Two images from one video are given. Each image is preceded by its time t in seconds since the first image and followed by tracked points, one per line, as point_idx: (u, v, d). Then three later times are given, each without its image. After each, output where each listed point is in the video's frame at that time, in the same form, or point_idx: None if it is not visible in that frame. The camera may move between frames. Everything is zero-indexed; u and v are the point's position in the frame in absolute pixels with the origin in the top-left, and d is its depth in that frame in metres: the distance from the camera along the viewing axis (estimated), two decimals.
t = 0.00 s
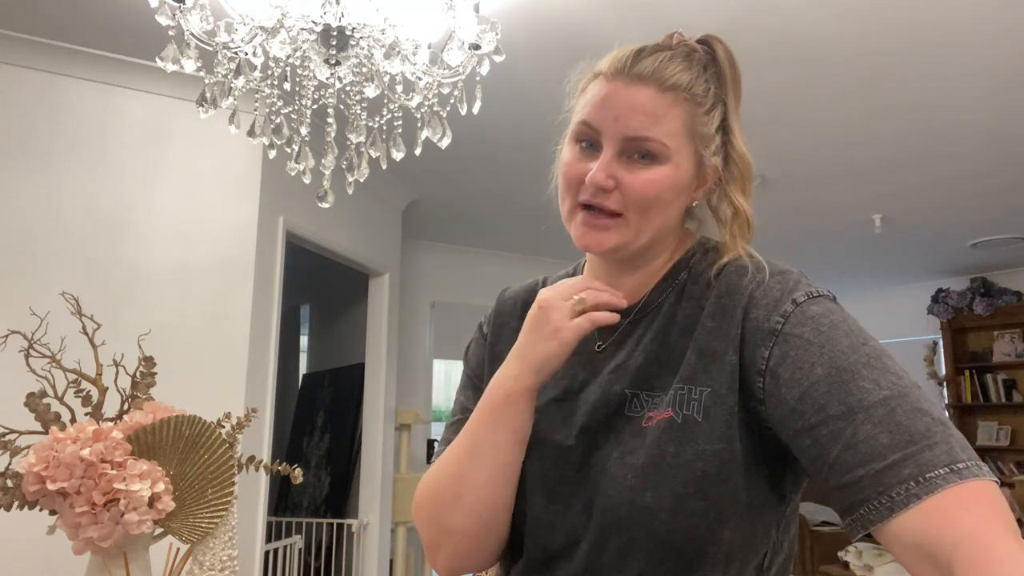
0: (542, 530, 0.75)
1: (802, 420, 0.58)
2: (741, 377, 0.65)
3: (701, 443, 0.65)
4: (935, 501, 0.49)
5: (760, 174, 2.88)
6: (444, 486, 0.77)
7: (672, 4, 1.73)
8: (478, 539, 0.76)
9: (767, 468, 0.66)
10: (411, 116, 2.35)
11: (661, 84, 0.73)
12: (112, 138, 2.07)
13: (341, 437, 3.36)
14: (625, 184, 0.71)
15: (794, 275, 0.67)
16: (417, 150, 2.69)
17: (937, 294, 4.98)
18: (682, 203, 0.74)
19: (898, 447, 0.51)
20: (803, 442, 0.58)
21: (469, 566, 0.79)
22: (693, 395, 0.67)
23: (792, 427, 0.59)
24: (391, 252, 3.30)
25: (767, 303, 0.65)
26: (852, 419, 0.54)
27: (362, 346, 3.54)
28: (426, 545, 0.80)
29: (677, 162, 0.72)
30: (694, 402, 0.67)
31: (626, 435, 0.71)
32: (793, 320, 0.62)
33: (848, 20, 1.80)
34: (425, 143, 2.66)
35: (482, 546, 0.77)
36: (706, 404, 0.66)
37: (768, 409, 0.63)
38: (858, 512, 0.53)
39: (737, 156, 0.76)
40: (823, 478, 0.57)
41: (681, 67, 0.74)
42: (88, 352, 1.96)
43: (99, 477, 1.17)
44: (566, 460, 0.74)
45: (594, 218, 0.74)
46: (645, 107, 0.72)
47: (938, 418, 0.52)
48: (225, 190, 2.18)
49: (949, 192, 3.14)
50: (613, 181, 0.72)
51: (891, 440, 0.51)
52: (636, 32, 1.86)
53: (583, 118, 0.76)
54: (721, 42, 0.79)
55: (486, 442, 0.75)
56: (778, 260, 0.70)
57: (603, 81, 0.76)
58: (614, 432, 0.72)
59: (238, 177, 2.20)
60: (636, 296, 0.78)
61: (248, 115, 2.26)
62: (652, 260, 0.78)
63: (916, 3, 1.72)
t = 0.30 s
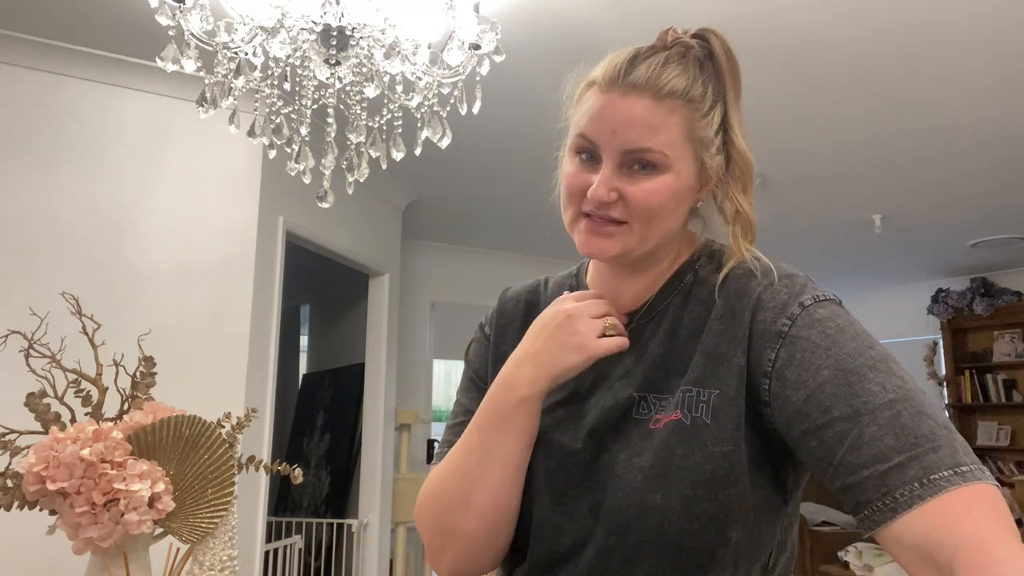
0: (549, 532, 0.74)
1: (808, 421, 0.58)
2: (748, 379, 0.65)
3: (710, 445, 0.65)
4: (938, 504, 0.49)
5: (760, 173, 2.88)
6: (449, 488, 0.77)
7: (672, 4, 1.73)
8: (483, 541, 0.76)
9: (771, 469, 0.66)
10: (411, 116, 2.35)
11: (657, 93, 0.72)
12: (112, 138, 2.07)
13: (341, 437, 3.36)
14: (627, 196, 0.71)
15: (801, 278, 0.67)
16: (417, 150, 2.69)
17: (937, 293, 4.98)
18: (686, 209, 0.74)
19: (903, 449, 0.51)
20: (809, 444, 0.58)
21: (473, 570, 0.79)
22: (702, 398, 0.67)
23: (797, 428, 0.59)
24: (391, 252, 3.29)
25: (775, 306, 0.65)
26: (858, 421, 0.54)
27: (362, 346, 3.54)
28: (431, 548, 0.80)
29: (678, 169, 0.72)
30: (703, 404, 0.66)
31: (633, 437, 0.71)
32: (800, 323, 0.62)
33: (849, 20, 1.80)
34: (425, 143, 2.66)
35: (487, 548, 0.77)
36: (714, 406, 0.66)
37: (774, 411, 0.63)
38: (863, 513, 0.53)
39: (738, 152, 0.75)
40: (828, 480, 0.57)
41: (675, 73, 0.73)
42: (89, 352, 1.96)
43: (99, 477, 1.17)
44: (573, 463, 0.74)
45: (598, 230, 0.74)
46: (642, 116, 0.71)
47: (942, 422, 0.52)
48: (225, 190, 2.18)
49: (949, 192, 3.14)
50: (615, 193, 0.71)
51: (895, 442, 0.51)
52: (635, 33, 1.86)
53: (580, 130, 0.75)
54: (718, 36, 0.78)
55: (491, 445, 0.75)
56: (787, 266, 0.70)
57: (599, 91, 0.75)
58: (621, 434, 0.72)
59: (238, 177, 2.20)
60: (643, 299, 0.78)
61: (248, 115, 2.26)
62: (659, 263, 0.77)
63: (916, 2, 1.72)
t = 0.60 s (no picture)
0: (552, 533, 0.74)
1: (808, 422, 0.58)
2: (749, 379, 0.65)
3: (711, 445, 0.65)
4: (938, 504, 0.49)
5: (760, 173, 2.88)
6: (450, 481, 0.77)
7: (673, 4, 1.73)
8: (483, 539, 0.76)
9: (773, 469, 0.66)
10: (411, 115, 2.35)
11: (659, 92, 0.72)
12: (112, 138, 2.08)
13: (341, 437, 3.36)
14: (628, 196, 0.71)
15: (802, 278, 0.67)
16: (417, 150, 2.69)
17: (937, 293, 4.98)
18: (685, 211, 0.74)
19: (903, 449, 0.51)
20: (809, 445, 0.58)
21: (475, 569, 0.79)
22: (703, 398, 0.67)
23: (798, 429, 0.59)
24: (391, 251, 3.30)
25: (776, 307, 0.65)
26: (858, 421, 0.54)
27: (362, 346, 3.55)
28: (431, 543, 0.80)
29: (679, 170, 0.72)
30: (704, 405, 0.66)
31: (634, 438, 0.71)
32: (801, 323, 0.62)
33: (848, 20, 1.80)
34: (425, 143, 2.66)
35: (488, 546, 0.77)
36: (716, 407, 0.66)
37: (775, 412, 0.63)
38: (864, 514, 0.53)
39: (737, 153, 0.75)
40: (829, 481, 0.57)
41: (678, 72, 0.74)
42: (88, 352, 1.96)
43: (99, 477, 1.17)
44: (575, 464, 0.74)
45: (596, 228, 0.74)
46: (645, 116, 0.71)
47: (943, 423, 0.52)
48: (225, 190, 2.18)
49: (949, 192, 3.14)
50: (615, 192, 0.71)
51: (896, 442, 0.51)
52: (635, 33, 1.87)
53: (583, 128, 0.75)
54: (721, 42, 0.79)
55: (491, 433, 0.75)
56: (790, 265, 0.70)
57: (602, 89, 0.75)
58: (622, 435, 0.72)
59: (238, 177, 2.20)
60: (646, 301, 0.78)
61: (248, 115, 2.26)
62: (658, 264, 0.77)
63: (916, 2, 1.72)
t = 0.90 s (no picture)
0: (552, 527, 0.73)
1: (811, 416, 0.58)
2: (751, 374, 0.65)
3: (714, 440, 0.64)
4: (941, 499, 0.50)
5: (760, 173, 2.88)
6: (452, 480, 0.78)
7: (673, 4, 1.73)
8: (487, 536, 0.76)
9: (774, 463, 0.66)
10: (411, 115, 2.35)
11: (663, 82, 0.77)
12: (112, 138, 2.08)
13: (340, 437, 3.36)
14: (625, 168, 0.73)
15: (803, 272, 0.67)
16: (417, 150, 2.69)
17: (937, 293, 4.98)
18: (683, 197, 0.75)
19: (907, 444, 0.51)
20: (812, 439, 0.58)
21: (478, 567, 0.78)
22: (706, 394, 0.66)
23: (800, 423, 0.59)
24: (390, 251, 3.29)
25: (777, 300, 0.65)
26: (861, 416, 0.54)
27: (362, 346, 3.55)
28: (435, 546, 0.80)
29: (677, 151, 0.74)
30: (708, 400, 0.66)
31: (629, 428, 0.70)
32: (804, 317, 0.61)
33: (848, 20, 1.79)
34: (425, 143, 2.66)
35: (490, 544, 0.76)
36: (719, 402, 0.65)
37: (776, 406, 0.62)
38: (867, 509, 0.53)
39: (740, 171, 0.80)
40: (831, 476, 0.57)
41: (684, 71, 0.79)
42: (88, 352, 1.96)
43: (99, 477, 1.17)
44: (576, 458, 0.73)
45: (592, 203, 0.74)
46: (647, 99, 0.76)
47: (946, 417, 0.52)
48: (225, 190, 2.18)
49: (949, 192, 3.14)
50: (613, 163, 0.74)
51: (899, 437, 0.51)
52: (635, 33, 1.86)
53: (588, 115, 0.79)
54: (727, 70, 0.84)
55: (492, 430, 0.77)
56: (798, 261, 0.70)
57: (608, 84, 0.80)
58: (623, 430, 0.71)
59: (238, 176, 2.20)
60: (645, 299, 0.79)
61: (248, 115, 2.26)
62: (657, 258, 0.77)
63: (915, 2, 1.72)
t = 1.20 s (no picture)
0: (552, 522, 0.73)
1: (815, 410, 0.58)
2: (755, 368, 0.65)
3: (715, 432, 0.64)
4: (945, 497, 0.49)
5: (760, 173, 2.88)
6: (449, 474, 0.78)
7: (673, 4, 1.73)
8: (484, 528, 0.76)
9: (776, 456, 0.65)
10: (411, 115, 2.35)
11: (647, 79, 0.78)
12: (112, 138, 2.08)
13: (340, 437, 3.36)
14: (617, 165, 0.74)
15: (808, 267, 0.67)
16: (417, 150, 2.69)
17: (937, 293, 4.98)
18: (679, 189, 0.75)
19: (912, 439, 0.51)
20: (817, 433, 0.58)
21: (478, 560, 0.78)
22: (706, 384, 0.66)
23: (805, 417, 0.59)
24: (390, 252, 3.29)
25: (783, 294, 0.64)
26: (866, 410, 0.54)
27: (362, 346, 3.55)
28: (432, 539, 0.80)
29: (667, 144, 0.74)
30: (707, 391, 0.66)
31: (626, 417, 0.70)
32: (810, 311, 0.61)
33: (847, 20, 1.79)
34: (425, 143, 2.66)
35: (488, 536, 0.76)
36: (719, 393, 0.65)
37: (781, 400, 0.62)
38: (870, 503, 0.53)
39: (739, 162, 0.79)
40: (835, 470, 0.57)
41: (667, 65, 0.79)
42: (88, 352, 1.96)
43: (99, 477, 1.17)
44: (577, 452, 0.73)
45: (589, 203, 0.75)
46: (633, 97, 0.77)
47: (952, 414, 0.52)
48: (225, 190, 2.18)
49: (949, 192, 3.14)
50: (605, 163, 0.74)
51: (904, 432, 0.51)
52: (634, 33, 1.86)
53: (579, 121, 0.81)
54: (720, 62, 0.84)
55: (493, 425, 0.76)
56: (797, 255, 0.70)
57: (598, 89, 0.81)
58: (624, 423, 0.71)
59: (238, 176, 2.20)
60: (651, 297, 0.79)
61: (248, 115, 2.26)
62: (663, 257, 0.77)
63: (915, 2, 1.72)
